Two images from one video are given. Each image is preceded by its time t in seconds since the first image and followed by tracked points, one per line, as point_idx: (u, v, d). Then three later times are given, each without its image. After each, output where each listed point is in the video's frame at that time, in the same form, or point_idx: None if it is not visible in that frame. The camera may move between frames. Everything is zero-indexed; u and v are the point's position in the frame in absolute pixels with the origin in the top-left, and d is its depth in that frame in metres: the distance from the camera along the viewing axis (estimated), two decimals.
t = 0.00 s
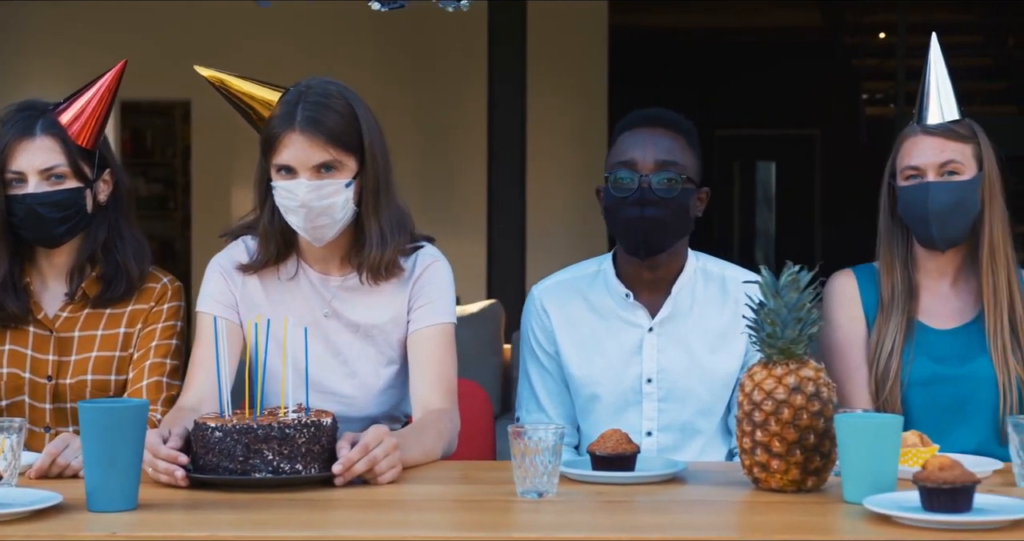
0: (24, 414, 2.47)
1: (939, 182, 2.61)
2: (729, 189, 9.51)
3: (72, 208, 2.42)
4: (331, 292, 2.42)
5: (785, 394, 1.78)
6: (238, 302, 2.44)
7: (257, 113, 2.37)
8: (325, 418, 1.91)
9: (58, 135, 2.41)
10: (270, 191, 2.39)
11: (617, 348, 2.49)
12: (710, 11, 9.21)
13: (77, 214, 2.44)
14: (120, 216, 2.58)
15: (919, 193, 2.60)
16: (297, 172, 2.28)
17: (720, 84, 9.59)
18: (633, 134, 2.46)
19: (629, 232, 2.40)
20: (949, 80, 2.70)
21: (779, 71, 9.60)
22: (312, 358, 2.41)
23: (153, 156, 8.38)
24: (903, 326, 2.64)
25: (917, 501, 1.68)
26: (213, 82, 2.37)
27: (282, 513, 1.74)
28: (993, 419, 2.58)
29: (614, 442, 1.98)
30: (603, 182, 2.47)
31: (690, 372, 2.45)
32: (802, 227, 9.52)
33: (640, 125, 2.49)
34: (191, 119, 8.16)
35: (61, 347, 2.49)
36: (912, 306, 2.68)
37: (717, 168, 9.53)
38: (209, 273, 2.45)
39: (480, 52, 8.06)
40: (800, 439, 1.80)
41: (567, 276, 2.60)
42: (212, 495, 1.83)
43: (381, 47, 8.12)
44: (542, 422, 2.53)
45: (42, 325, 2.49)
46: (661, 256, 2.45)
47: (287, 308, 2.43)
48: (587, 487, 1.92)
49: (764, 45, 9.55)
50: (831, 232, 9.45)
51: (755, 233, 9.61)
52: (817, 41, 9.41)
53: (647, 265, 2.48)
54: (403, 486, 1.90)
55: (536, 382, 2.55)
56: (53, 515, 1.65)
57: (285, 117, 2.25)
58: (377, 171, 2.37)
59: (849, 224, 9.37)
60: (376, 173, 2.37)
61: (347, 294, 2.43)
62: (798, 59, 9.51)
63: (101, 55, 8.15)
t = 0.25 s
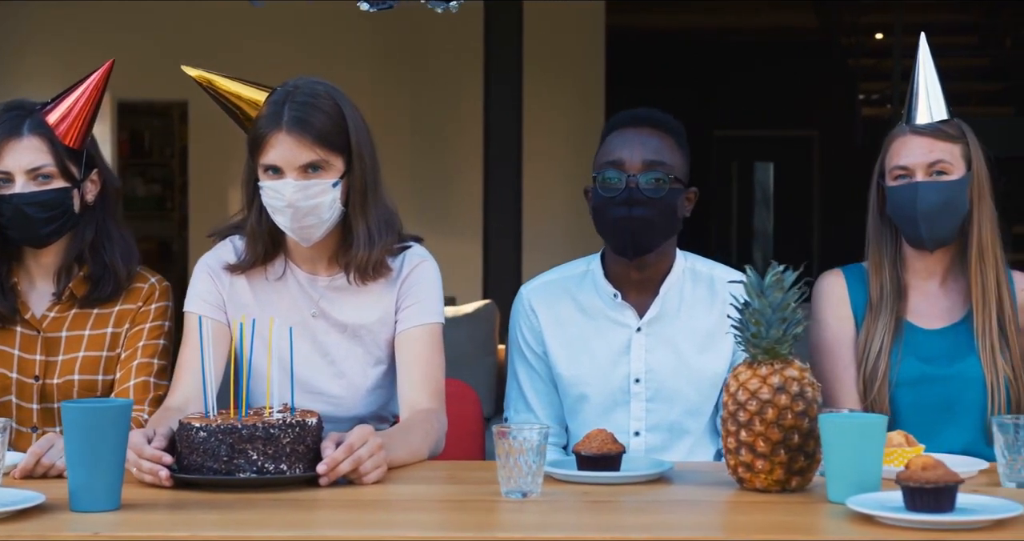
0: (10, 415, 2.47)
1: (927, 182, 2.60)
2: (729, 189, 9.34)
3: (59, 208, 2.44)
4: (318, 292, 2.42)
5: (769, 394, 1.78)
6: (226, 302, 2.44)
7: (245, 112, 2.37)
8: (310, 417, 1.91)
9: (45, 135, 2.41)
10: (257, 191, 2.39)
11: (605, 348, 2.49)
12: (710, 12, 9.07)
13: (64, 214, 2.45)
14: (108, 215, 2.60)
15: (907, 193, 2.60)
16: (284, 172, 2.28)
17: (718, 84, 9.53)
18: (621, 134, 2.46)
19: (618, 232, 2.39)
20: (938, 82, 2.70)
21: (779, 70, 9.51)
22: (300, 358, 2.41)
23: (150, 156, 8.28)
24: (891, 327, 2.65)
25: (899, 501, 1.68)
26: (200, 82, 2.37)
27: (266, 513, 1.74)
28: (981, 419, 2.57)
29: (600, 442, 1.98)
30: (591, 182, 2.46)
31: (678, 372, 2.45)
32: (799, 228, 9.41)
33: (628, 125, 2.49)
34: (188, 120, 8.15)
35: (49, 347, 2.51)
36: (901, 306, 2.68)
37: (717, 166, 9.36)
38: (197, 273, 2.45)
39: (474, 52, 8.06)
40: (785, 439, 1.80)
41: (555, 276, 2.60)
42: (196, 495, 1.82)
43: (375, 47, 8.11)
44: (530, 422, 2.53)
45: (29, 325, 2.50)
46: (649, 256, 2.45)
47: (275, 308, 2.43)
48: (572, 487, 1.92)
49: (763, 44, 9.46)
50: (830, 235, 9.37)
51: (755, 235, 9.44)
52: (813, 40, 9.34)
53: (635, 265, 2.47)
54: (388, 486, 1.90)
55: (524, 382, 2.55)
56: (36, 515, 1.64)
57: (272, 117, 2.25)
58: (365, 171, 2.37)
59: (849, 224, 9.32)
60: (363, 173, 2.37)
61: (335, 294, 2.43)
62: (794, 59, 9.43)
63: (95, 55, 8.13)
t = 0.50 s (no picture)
0: None
1: (914, 182, 2.61)
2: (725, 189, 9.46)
3: (43, 207, 2.44)
4: (304, 292, 2.42)
5: (751, 393, 1.78)
6: (211, 302, 2.44)
7: (230, 112, 2.37)
8: (293, 417, 1.91)
9: (30, 134, 2.42)
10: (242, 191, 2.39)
11: (592, 347, 2.48)
12: (709, 12, 9.18)
13: (49, 213, 2.46)
14: (93, 216, 2.61)
15: (894, 193, 2.60)
16: (269, 171, 2.27)
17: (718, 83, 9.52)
18: (606, 134, 2.46)
19: (604, 232, 2.39)
20: (925, 83, 2.71)
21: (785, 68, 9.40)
22: (285, 358, 2.40)
23: (148, 158, 8.27)
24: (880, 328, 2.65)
25: (880, 501, 1.68)
26: (184, 81, 2.37)
27: (248, 513, 1.74)
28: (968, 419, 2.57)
29: (582, 442, 1.97)
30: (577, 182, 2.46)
31: (664, 372, 2.45)
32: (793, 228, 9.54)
33: (614, 125, 2.49)
34: (185, 121, 8.16)
35: (34, 346, 2.51)
36: (888, 306, 2.68)
37: (713, 167, 9.45)
38: (182, 273, 2.44)
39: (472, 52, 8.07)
40: (767, 438, 1.79)
41: (542, 276, 2.60)
42: (176, 495, 1.82)
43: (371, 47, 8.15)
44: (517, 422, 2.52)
45: (15, 324, 2.50)
46: (635, 255, 2.45)
47: (261, 308, 2.43)
48: (555, 487, 1.92)
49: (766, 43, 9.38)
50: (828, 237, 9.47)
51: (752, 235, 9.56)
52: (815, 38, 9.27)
53: (621, 265, 2.47)
54: (370, 486, 1.90)
55: (510, 382, 2.55)
56: (15, 516, 1.64)
57: (257, 116, 2.25)
58: (350, 170, 2.37)
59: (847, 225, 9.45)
60: (349, 173, 2.37)
61: (320, 294, 2.42)
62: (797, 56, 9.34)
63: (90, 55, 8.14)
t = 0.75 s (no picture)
0: None
1: (902, 182, 2.60)
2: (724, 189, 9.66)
3: (30, 208, 2.45)
4: (291, 292, 2.41)
5: (735, 393, 1.77)
6: (198, 302, 2.44)
7: (216, 111, 2.37)
8: (277, 417, 1.91)
9: (15, 134, 2.41)
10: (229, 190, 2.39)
11: (579, 347, 2.48)
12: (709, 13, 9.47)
13: (35, 213, 2.47)
14: (80, 216, 2.61)
15: (882, 192, 2.59)
16: (255, 170, 2.27)
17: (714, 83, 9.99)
18: (594, 133, 2.46)
19: (590, 232, 2.39)
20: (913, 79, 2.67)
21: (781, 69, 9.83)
22: (272, 357, 2.40)
23: (147, 158, 8.32)
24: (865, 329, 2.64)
25: (863, 501, 1.68)
26: (171, 81, 2.37)
27: (231, 512, 1.73)
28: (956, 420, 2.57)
29: (567, 441, 1.97)
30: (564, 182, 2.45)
31: (651, 372, 2.45)
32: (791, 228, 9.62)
33: (601, 125, 2.49)
34: (183, 121, 8.18)
35: (20, 346, 2.51)
36: (877, 305, 2.68)
37: (712, 168, 9.69)
38: (169, 273, 2.44)
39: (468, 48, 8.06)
40: (751, 438, 1.79)
41: (530, 276, 2.59)
42: (159, 494, 1.81)
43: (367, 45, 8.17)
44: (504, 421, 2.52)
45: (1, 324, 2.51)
46: (622, 255, 2.44)
47: (247, 308, 2.42)
48: (539, 487, 1.92)
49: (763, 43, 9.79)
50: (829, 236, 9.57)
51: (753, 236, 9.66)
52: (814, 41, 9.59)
53: (609, 265, 2.47)
54: (355, 485, 1.90)
55: (498, 382, 2.54)
56: None
57: (242, 116, 2.25)
58: (336, 170, 2.37)
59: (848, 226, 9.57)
60: (335, 172, 2.37)
61: (308, 294, 2.42)
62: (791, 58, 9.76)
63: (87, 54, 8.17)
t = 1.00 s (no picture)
0: None
1: (888, 181, 2.60)
2: (723, 190, 9.97)
3: (13, 207, 2.45)
4: (275, 292, 2.40)
5: (715, 393, 1.77)
6: (182, 301, 2.43)
7: (199, 110, 2.37)
8: (257, 417, 1.90)
9: None
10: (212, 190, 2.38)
11: (564, 346, 2.47)
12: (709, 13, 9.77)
13: (18, 213, 2.47)
14: (64, 216, 2.61)
15: (869, 192, 2.59)
16: (237, 170, 2.27)
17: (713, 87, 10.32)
18: (579, 132, 2.45)
19: (574, 230, 2.38)
20: (898, 78, 2.67)
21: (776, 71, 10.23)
22: (255, 357, 2.39)
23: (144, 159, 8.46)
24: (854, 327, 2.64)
25: (842, 501, 1.68)
26: (154, 79, 2.37)
27: (210, 512, 1.73)
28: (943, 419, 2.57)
29: (549, 441, 1.97)
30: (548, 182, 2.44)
31: (636, 371, 2.45)
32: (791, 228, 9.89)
33: (586, 124, 2.49)
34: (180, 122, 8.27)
35: (3, 345, 2.51)
36: (863, 304, 2.67)
37: (710, 168, 10.02)
38: (153, 272, 2.43)
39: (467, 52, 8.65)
40: (731, 438, 1.79)
41: (515, 275, 2.59)
42: (138, 495, 1.81)
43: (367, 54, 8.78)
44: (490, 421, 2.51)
45: None
46: (607, 254, 2.44)
47: (231, 307, 2.41)
48: (521, 487, 1.91)
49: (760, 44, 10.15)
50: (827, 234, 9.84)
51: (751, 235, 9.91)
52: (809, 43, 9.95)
53: (594, 265, 2.46)
54: (335, 486, 1.89)
55: (484, 382, 2.54)
56: None
57: (226, 115, 2.24)
58: (320, 170, 2.37)
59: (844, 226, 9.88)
60: (319, 171, 2.36)
61: (292, 293, 2.41)
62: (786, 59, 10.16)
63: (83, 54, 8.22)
